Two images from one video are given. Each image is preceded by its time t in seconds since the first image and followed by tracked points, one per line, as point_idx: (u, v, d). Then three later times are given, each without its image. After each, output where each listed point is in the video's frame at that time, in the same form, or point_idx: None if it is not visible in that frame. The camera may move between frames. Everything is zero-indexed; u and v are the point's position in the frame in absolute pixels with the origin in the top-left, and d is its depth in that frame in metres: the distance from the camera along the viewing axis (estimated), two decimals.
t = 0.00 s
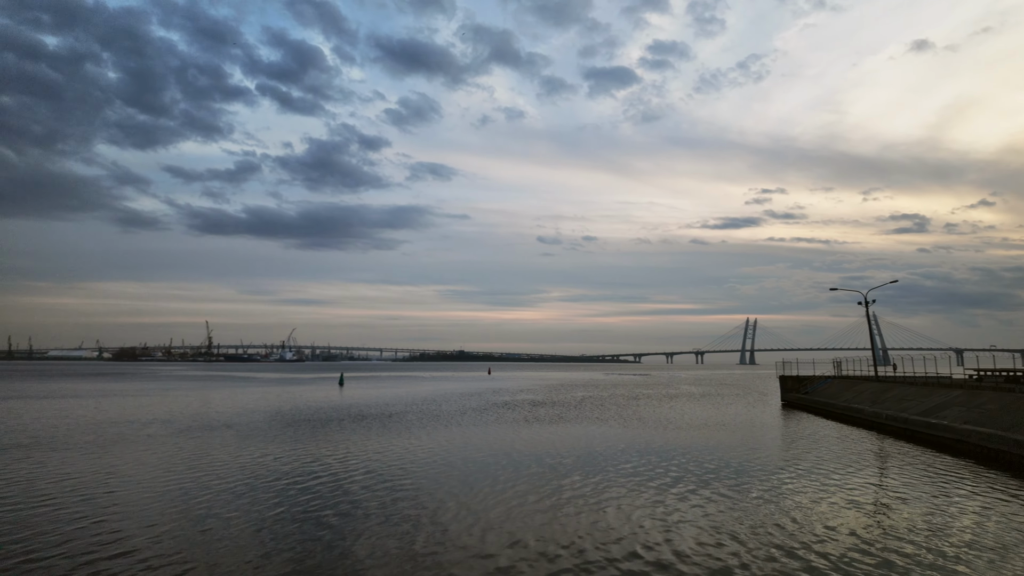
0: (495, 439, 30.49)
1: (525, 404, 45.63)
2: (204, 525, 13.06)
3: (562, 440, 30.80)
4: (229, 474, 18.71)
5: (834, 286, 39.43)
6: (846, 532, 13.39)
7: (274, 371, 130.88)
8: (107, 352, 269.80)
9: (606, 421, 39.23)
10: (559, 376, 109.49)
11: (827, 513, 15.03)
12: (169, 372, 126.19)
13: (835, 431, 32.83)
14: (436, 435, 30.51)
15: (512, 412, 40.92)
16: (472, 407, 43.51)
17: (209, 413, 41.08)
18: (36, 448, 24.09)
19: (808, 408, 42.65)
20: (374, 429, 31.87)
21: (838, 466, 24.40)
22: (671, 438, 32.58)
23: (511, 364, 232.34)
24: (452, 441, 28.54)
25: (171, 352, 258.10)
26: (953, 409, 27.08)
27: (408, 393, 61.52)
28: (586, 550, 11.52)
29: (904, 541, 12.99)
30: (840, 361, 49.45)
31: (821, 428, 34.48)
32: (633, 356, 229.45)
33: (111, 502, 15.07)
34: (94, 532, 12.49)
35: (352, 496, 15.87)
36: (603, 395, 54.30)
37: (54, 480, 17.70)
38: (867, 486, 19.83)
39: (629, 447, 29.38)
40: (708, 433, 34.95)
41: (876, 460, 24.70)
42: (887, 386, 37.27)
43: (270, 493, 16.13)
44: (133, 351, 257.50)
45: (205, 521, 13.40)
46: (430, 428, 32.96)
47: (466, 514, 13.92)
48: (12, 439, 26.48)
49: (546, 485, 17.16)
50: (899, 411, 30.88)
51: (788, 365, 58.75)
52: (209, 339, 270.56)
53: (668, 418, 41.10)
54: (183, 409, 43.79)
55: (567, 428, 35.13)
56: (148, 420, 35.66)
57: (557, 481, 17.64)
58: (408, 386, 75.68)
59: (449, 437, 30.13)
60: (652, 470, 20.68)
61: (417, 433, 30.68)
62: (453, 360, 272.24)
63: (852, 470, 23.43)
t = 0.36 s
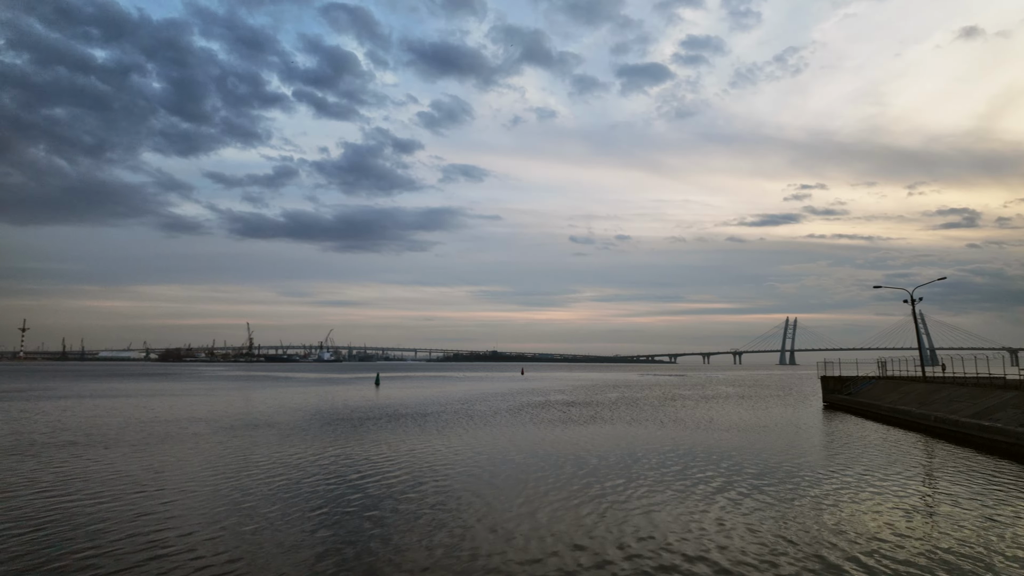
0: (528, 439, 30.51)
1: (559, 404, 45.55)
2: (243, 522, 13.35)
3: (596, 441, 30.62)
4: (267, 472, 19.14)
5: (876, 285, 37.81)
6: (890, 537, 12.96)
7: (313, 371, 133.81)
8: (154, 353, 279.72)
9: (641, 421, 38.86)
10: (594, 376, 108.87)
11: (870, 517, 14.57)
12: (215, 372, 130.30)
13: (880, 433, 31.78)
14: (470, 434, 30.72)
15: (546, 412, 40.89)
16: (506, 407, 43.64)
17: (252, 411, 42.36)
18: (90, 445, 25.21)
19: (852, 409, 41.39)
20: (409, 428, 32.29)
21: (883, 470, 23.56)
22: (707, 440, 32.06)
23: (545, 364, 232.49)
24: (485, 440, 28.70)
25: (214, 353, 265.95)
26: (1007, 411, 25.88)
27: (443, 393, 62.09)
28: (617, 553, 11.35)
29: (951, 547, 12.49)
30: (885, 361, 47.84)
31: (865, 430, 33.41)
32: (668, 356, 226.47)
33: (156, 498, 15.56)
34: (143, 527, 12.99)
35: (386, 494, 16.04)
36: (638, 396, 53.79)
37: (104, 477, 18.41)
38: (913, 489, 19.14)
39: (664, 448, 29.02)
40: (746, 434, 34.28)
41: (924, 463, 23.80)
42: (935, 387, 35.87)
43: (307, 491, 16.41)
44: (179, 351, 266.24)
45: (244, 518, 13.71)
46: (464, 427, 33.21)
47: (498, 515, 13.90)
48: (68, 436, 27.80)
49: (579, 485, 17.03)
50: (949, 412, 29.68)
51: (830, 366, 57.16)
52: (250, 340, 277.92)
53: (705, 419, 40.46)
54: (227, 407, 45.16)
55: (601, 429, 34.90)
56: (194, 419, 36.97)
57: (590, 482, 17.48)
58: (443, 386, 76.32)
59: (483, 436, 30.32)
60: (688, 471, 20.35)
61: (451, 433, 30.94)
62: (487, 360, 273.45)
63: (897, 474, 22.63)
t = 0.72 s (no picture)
0: (565, 439, 30.31)
1: (596, 404, 45.18)
2: (289, 521, 13.55)
3: (634, 442, 30.21)
4: (312, 471, 19.38)
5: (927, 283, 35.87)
6: (948, 547, 12.33)
7: (351, 371, 136.07)
8: (201, 353, 289.39)
9: (680, 422, 38.20)
10: (631, 376, 107.75)
11: (925, 525, 13.92)
12: (258, 371, 133.74)
13: (933, 436, 30.46)
14: (506, 433, 30.71)
15: (583, 413, 40.60)
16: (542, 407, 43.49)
17: (292, 410, 43.29)
18: (141, 442, 26.13)
19: (902, 410, 39.82)
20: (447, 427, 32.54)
21: (940, 474, 22.51)
22: (749, 441, 31.29)
23: (581, 364, 231.52)
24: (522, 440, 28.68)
25: (258, 352, 273.57)
26: None
27: (481, 392, 62.36)
28: (662, 560, 11.03)
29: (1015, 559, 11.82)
30: (938, 361, 45.89)
31: (916, 433, 32.08)
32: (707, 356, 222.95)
33: (205, 496, 15.87)
34: (190, 524, 13.32)
35: (429, 495, 16.03)
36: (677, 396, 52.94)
37: (156, 474, 18.93)
38: (970, 496, 18.24)
39: (705, 449, 28.43)
40: (790, 436, 33.31)
41: (981, 468, 22.68)
42: (993, 388, 34.18)
43: (351, 490, 16.57)
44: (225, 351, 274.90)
45: (291, 517, 13.86)
46: (501, 427, 33.22)
47: (540, 517, 13.66)
48: (121, 434, 28.89)
49: (623, 487, 16.69)
50: (1008, 415, 28.24)
51: (879, 366, 55.15)
52: (291, 340, 284.63)
53: (746, 421, 39.52)
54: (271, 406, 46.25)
55: (640, 430, 34.44)
56: (237, 417, 38.01)
57: (634, 484, 17.10)
58: (481, 385, 76.64)
59: (519, 436, 30.30)
60: (734, 473, 19.77)
61: (488, 432, 31.01)
62: (521, 360, 273.40)
63: (953, 479, 21.62)
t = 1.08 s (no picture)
0: (605, 440, 29.99)
1: (636, 405, 44.57)
2: (332, 518, 13.74)
3: (676, 443, 29.67)
4: (353, 469, 19.66)
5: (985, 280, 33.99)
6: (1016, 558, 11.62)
7: (392, 371, 138.15)
8: (247, 353, 298.04)
9: (723, 424, 37.32)
10: (670, 377, 106.07)
11: (989, 535, 13.16)
12: (302, 371, 137.05)
13: (993, 440, 28.95)
14: (546, 434, 30.58)
15: (623, 414, 40.17)
16: (581, 407, 43.14)
17: (335, 409, 44.26)
18: (192, 440, 27.09)
19: (959, 413, 37.98)
20: (485, 427, 32.59)
21: (1003, 480, 21.33)
22: (794, 443, 30.34)
23: (619, 364, 229.42)
24: (561, 441, 28.49)
25: (301, 353, 280.68)
26: None
27: (519, 393, 62.42)
28: (704, 563, 10.73)
29: None
30: (997, 361, 43.62)
31: (975, 436, 30.54)
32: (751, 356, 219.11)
33: (252, 492, 16.29)
34: (237, 519, 13.64)
35: (468, 494, 16.04)
36: (719, 397, 51.84)
37: (206, 470, 19.55)
38: None
39: (748, 451, 27.72)
40: (839, 438, 32.16)
41: None
42: None
43: (390, 488, 16.77)
44: (270, 352, 282.82)
45: (332, 514, 14.04)
46: (540, 427, 33.06)
47: (579, 518, 13.47)
48: (173, 431, 30.04)
49: (664, 489, 16.36)
50: None
51: (933, 367, 52.82)
52: (333, 341, 290.38)
53: (791, 422, 38.40)
54: (315, 406, 47.22)
55: (681, 431, 33.84)
56: (282, 415, 39.05)
57: (677, 486, 16.73)
58: (518, 386, 76.62)
59: (559, 436, 30.12)
60: (779, 475, 19.21)
61: (528, 432, 30.89)
62: (559, 360, 272.49)
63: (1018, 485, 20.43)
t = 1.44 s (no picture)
0: (642, 441, 29.62)
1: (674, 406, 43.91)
2: (370, 516, 13.90)
3: (715, 444, 29.10)
4: (394, 468, 19.83)
5: None
6: None
7: (430, 371, 139.43)
8: (290, 353, 305.24)
9: (765, 425, 36.43)
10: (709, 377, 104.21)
11: None
12: (342, 370, 139.76)
13: None
14: (582, 434, 30.41)
15: (660, 414, 39.66)
16: (618, 408, 42.74)
17: (374, 408, 44.89)
18: (239, 438, 27.83)
19: (1017, 415, 36.18)
20: (521, 426, 32.58)
21: None
22: (839, 445, 29.41)
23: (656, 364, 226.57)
24: (597, 441, 28.29)
25: (341, 353, 286.15)
26: None
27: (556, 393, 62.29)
28: (751, 571, 10.39)
29: None
30: None
31: None
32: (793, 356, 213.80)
33: (297, 490, 16.54)
34: (279, 515, 13.94)
35: (509, 494, 15.99)
36: (760, 398, 50.68)
37: (253, 468, 19.97)
38: None
39: (791, 453, 26.99)
40: (887, 440, 31.03)
41: None
42: None
43: (427, 487, 16.87)
44: (311, 352, 289.35)
45: (374, 512, 14.14)
46: (576, 427, 32.90)
47: (620, 521, 13.23)
48: (221, 429, 30.94)
49: (709, 492, 15.99)
50: None
51: (989, 367, 50.47)
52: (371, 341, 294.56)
53: (836, 424, 37.24)
54: (355, 405, 48.08)
55: (721, 432, 33.18)
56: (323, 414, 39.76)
57: (721, 489, 16.28)
58: (554, 386, 76.45)
59: (596, 437, 29.90)
60: (824, 478, 18.61)
61: (564, 432, 30.76)
62: (596, 361, 270.29)
63: None
